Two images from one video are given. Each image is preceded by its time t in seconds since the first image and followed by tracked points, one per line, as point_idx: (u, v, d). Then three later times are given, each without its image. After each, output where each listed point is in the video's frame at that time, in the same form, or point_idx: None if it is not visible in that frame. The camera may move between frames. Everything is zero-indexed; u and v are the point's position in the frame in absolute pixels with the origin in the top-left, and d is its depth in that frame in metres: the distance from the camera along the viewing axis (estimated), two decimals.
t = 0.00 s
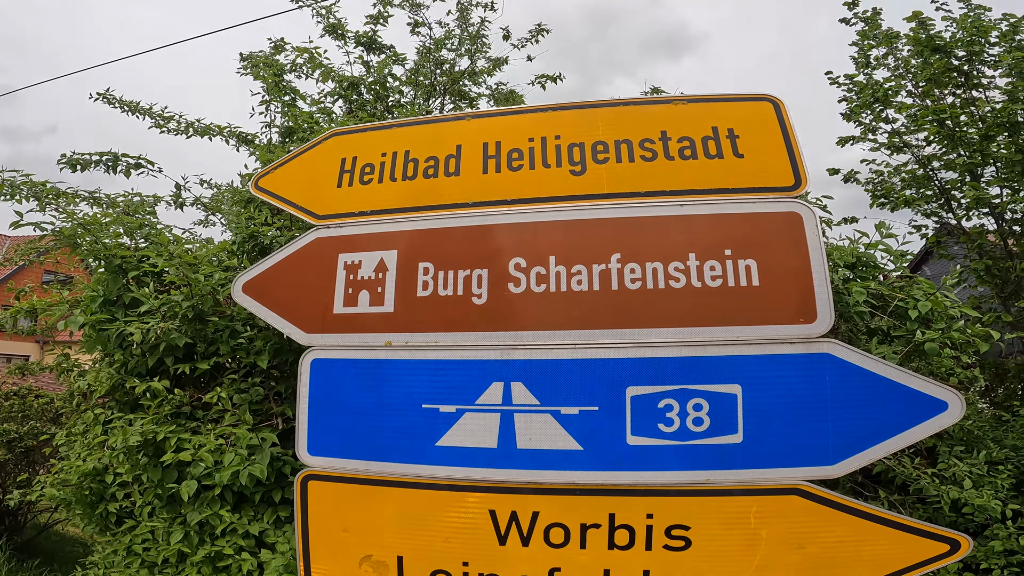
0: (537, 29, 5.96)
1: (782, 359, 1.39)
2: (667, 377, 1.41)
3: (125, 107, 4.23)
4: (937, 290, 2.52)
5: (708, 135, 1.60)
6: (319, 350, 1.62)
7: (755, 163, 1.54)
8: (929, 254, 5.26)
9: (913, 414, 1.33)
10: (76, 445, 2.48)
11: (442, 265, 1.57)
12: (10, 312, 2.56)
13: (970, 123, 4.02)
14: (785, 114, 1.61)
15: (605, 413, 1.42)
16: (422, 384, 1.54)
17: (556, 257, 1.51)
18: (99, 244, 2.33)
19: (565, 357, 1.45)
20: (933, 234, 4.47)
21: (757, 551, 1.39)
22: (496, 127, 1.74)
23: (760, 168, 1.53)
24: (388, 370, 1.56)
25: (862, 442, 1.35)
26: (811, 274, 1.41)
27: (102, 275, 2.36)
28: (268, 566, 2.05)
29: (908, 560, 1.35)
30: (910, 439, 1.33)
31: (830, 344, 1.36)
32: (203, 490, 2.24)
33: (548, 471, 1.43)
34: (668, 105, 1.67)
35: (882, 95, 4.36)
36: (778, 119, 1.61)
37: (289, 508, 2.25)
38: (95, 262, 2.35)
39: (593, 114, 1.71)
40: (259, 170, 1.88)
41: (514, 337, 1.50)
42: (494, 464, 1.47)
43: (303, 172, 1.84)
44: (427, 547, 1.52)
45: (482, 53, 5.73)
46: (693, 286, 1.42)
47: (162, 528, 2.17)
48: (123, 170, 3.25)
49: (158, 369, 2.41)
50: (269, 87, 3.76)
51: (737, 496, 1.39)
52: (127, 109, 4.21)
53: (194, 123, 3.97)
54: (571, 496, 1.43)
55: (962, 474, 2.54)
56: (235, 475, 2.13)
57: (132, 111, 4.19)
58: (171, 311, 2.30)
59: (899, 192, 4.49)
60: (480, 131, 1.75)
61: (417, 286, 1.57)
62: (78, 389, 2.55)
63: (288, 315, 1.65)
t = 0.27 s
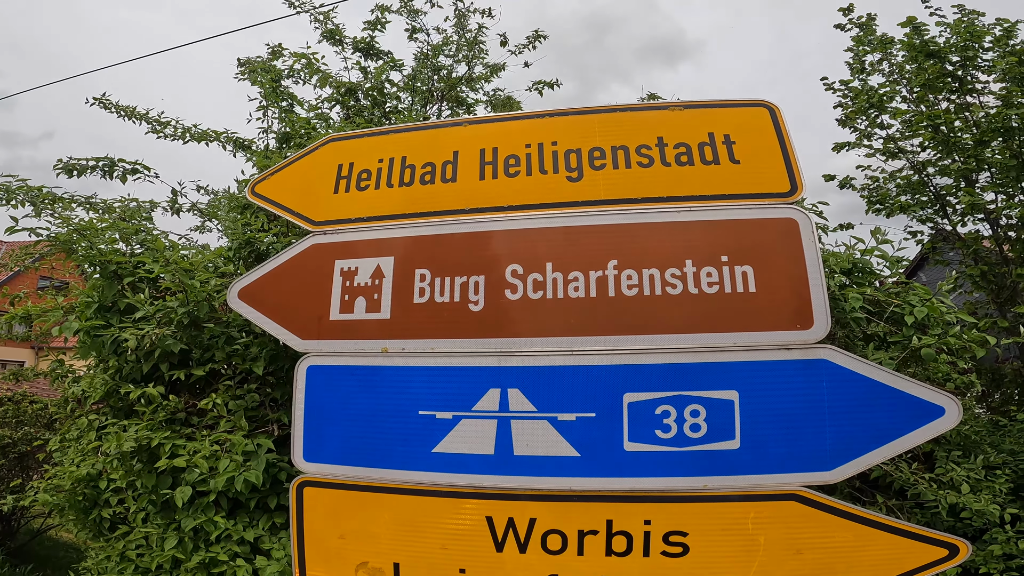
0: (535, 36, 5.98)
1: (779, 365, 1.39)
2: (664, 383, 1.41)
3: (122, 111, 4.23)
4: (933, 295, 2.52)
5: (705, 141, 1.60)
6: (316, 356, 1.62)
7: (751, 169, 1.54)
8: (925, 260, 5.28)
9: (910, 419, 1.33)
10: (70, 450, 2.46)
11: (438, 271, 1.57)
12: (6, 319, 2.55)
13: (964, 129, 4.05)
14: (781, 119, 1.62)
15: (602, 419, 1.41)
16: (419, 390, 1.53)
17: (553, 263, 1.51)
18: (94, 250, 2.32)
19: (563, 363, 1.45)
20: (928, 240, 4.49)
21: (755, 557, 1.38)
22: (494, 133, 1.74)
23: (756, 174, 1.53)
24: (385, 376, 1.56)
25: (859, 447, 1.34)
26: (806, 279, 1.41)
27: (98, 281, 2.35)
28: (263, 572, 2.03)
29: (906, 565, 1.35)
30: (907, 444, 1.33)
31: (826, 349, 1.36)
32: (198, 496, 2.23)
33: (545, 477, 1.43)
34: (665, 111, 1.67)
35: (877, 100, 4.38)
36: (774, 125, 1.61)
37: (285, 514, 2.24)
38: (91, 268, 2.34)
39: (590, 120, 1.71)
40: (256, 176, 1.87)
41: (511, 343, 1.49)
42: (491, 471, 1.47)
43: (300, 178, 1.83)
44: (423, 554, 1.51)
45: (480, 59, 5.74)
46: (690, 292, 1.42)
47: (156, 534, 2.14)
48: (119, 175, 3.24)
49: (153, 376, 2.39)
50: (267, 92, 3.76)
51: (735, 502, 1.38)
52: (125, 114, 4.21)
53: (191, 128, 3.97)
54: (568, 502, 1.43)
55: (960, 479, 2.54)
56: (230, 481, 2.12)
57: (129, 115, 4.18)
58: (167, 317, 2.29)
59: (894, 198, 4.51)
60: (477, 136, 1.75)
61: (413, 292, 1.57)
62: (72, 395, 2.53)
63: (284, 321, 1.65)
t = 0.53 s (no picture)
0: (532, 41, 6.00)
1: (774, 370, 1.39)
2: (660, 388, 1.41)
3: (119, 114, 4.22)
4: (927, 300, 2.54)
5: (700, 147, 1.61)
6: (312, 361, 1.61)
7: (746, 174, 1.55)
8: (919, 265, 5.32)
9: (904, 423, 1.34)
10: (64, 454, 2.44)
11: (435, 276, 1.57)
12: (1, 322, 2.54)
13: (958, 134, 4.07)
14: (775, 125, 1.63)
15: (599, 424, 1.42)
16: (415, 395, 1.53)
17: (549, 268, 1.51)
18: (90, 254, 2.31)
19: (559, 368, 1.45)
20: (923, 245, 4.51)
21: (751, 561, 1.39)
22: (490, 138, 1.75)
23: (751, 180, 1.54)
24: (381, 381, 1.56)
25: (854, 452, 1.35)
26: (801, 285, 1.42)
27: (93, 285, 2.35)
28: None
29: (901, 568, 1.36)
30: (901, 448, 1.33)
31: (821, 354, 1.37)
32: (193, 500, 2.22)
33: (541, 482, 1.43)
34: (660, 116, 1.68)
35: (872, 105, 4.41)
36: (769, 130, 1.62)
37: (281, 519, 2.23)
38: (86, 272, 2.34)
39: (586, 126, 1.72)
40: (252, 181, 1.87)
41: (507, 348, 1.50)
42: (487, 475, 1.47)
43: (297, 183, 1.83)
44: (419, 558, 1.51)
45: (477, 64, 5.76)
46: (686, 298, 1.43)
47: (150, 538, 2.13)
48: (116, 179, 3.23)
49: (148, 380, 2.39)
50: (264, 96, 3.76)
51: (731, 506, 1.39)
52: (122, 117, 4.20)
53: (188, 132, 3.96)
54: (565, 506, 1.43)
55: (955, 482, 2.55)
56: (225, 486, 2.11)
57: (126, 118, 4.17)
58: (162, 322, 2.28)
59: (889, 203, 4.54)
60: (474, 142, 1.76)
61: (410, 298, 1.57)
62: (67, 399, 2.52)
63: (280, 326, 1.65)
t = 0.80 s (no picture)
0: (527, 46, 6.03)
1: (766, 375, 1.40)
2: (653, 394, 1.42)
3: (114, 118, 4.21)
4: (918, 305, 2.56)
5: (693, 153, 1.62)
6: (305, 367, 1.61)
7: (739, 181, 1.56)
8: (911, 271, 5.37)
9: (895, 427, 1.35)
10: (56, 459, 2.43)
11: (429, 283, 1.57)
12: None
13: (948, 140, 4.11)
14: (768, 131, 1.64)
15: (593, 430, 1.42)
16: (409, 401, 1.53)
17: (543, 274, 1.52)
18: (83, 259, 2.31)
19: (552, 374, 1.45)
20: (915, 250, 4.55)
21: (745, 565, 1.39)
22: (485, 144, 1.76)
23: (743, 186, 1.55)
24: (375, 387, 1.56)
25: (846, 457, 1.36)
26: (792, 290, 1.43)
27: (86, 290, 2.34)
28: None
29: (894, 572, 1.36)
30: (892, 452, 1.34)
31: (812, 359, 1.38)
32: (186, 506, 2.20)
33: (534, 487, 1.43)
34: (653, 122, 1.69)
35: (863, 111, 4.45)
36: (761, 136, 1.63)
37: (274, 524, 2.22)
38: (79, 277, 2.33)
39: (580, 132, 1.72)
40: (247, 186, 1.87)
41: (501, 354, 1.50)
42: (481, 481, 1.47)
43: (291, 188, 1.84)
44: (413, 564, 1.50)
45: (472, 69, 5.78)
46: (679, 304, 1.44)
47: (142, 543, 2.11)
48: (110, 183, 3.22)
49: (141, 386, 2.38)
50: (259, 101, 3.76)
51: (724, 511, 1.39)
52: (117, 121, 4.19)
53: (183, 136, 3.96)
54: (558, 511, 1.43)
55: (947, 486, 2.56)
56: (218, 491, 2.10)
57: (121, 122, 4.16)
58: (155, 327, 2.28)
59: (881, 208, 4.58)
60: (469, 148, 1.76)
61: (404, 304, 1.57)
62: (59, 404, 2.51)
63: (274, 332, 1.65)
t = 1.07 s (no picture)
0: (524, 50, 6.04)
1: (759, 378, 1.41)
2: (647, 397, 1.42)
3: (111, 120, 4.21)
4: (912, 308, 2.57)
5: (687, 157, 1.63)
6: (300, 371, 1.61)
7: (733, 184, 1.57)
8: (907, 274, 5.38)
9: (888, 430, 1.35)
10: (51, 461, 2.42)
11: (424, 286, 1.58)
12: None
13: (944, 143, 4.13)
14: (762, 135, 1.64)
15: (587, 433, 1.42)
16: (404, 404, 1.53)
17: (538, 278, 1.52)
18: (79, 261, 2.31)
19: (547, 377, 1.46)
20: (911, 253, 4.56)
21: (739, 568, 1.39)
22: (480, 148, 1.76)
23: (737, 190, 1.56)
24: (370, 391, 1.56)
25: (840, 460, 1.36)
26: (785, 294, 1.44)
27: (82, 293, 2.34)
28: None
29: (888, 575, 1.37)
30: (885, 455, 1.34)
31: (805, 362, 1.38)
32: (181, 508, 2.20)
33: (529, 490, 1.43)
34: (648, 126, 1.70)
35: (859, 114, 4.47)
36: (755, 140, 1.64)
37: (269, 527, 2.21)
38: (75, 280, 2.33)
39: (575, 136, 1.73)
40: (243, 189, 1.87)
41: (496, 357, 1.50)
42: (475, 484, 1.47)
43: (287, 192, 1.84)
44: (408, 567, 1.50)
45: (469, 73, 5.79)
46: (673, 307, 1.44)
47: (136, 545, 2.11)
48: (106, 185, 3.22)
49: (136, 389, 2.38)
50: (256, 104, 3.77)
51: (718, 514, 1.39)
52: (114, 123, 4.19)
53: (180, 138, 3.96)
54: (553, 514, 1.43)
55: (942, 489, 2.56)
56: (213, 493, 2.10)
57: (118, 124, 4.16)
58: (151, 330, 2.28)
59: (877, 211, 4.59)
60: (464, 151, 1.77)
61: (399, 307, 1.57)
62: (54, 407, 2.50)
63: (269, 335, 1.65)
